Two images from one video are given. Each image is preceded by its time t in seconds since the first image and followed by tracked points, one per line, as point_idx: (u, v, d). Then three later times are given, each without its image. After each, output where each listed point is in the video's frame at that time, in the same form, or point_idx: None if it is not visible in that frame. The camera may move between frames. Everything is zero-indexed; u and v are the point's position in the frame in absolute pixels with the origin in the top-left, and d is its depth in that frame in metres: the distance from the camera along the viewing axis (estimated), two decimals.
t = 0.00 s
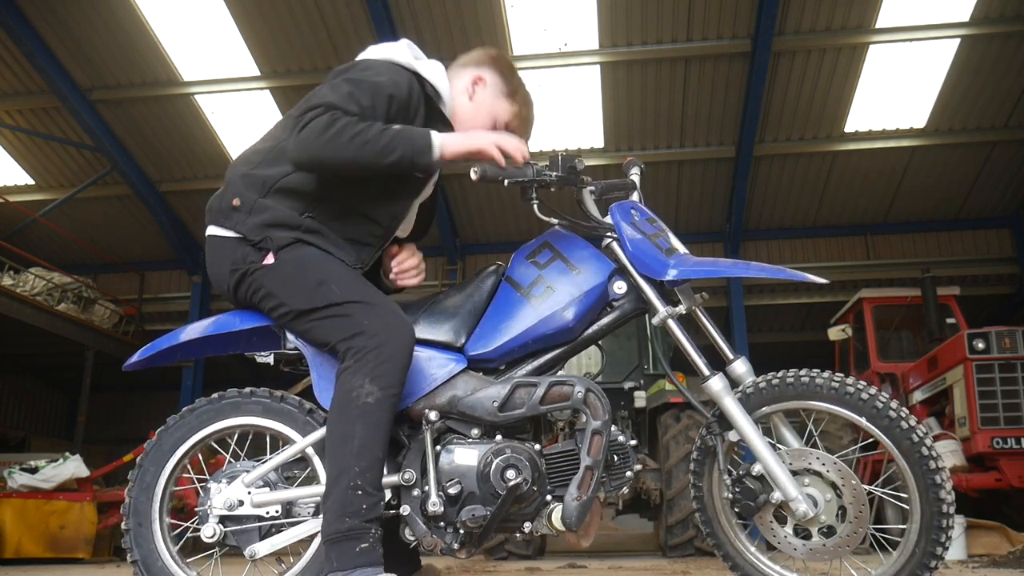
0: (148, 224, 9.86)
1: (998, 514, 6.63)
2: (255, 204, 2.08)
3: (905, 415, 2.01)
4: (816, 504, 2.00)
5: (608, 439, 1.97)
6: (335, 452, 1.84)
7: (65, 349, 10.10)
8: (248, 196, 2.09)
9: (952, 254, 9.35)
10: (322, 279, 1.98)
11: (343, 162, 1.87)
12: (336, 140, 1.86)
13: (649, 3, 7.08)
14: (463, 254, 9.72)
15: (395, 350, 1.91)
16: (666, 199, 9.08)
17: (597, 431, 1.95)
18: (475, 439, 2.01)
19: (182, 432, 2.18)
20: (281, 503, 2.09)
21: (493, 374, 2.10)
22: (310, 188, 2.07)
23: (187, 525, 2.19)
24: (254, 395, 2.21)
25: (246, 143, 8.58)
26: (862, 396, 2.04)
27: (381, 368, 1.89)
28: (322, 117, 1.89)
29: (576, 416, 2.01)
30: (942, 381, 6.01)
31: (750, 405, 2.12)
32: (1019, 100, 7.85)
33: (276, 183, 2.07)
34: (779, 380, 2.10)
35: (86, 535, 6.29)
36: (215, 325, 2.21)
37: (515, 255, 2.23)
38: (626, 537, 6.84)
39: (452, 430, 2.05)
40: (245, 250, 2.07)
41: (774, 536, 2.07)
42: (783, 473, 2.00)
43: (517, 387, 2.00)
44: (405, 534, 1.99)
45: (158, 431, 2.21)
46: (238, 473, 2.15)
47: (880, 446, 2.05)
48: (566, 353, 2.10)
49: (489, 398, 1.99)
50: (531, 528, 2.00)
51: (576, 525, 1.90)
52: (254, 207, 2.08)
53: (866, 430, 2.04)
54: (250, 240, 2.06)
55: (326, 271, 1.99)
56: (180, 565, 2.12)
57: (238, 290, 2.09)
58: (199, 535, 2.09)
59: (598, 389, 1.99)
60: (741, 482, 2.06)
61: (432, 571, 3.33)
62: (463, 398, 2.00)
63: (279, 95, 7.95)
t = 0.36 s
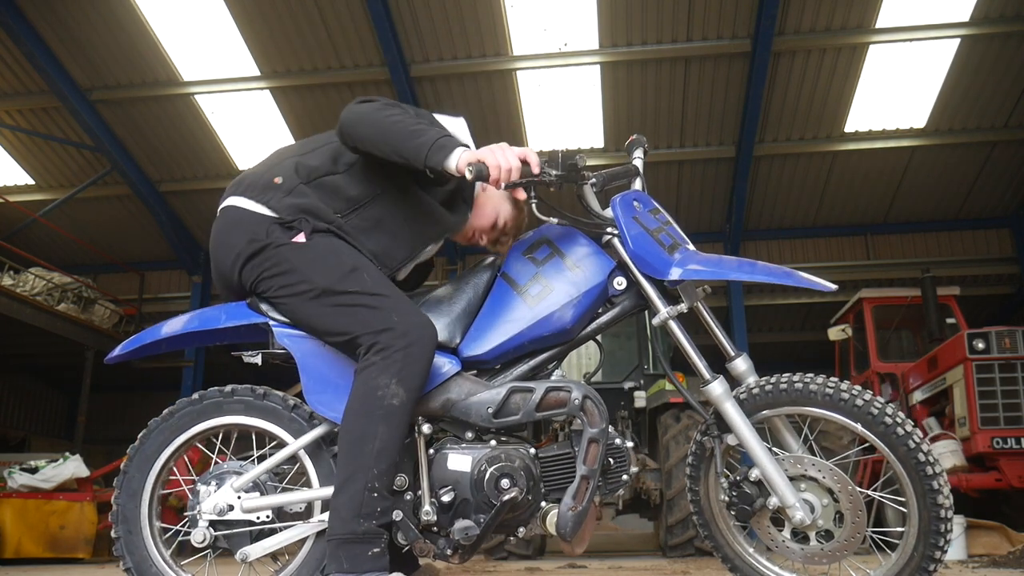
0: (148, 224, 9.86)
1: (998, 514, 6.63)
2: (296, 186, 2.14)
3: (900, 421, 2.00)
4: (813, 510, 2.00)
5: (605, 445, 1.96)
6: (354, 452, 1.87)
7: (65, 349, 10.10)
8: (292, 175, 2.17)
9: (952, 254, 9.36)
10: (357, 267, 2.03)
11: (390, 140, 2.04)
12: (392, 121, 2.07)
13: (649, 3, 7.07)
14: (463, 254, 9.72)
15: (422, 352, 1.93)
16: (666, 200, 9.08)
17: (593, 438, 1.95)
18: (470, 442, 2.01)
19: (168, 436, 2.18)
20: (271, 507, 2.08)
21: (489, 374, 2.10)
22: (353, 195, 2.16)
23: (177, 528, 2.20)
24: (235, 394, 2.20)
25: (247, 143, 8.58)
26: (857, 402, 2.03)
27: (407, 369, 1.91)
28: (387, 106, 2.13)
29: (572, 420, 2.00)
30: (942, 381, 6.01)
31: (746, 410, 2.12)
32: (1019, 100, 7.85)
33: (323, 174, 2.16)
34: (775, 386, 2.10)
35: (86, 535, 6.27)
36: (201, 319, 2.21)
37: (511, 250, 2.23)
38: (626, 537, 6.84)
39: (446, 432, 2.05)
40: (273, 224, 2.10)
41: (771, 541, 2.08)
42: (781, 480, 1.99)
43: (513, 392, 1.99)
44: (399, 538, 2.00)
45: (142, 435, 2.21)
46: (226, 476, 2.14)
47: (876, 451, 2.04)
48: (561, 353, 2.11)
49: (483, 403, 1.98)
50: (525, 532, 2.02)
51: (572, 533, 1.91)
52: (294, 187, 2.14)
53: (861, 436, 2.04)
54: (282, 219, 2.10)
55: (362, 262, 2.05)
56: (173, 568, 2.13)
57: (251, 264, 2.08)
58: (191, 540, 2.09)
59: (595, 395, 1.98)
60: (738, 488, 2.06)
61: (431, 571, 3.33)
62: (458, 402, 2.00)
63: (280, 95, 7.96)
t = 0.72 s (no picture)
0: (148, 224, 9.85)
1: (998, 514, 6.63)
2: (308, 183, 2.20)
3: (899, 422, 2.00)
4: (812, 513, 2.00)
5: (604, 446, 1.96)
6: (353, 452, 1.87)
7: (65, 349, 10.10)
8: (306, 173, 2.23)
9: (952, 254, 9.36)
10: (362, 263, 2.04)
11: (403, 137, 2.14)
12: (405, 121, 2.17)
13: (649, 3, 7.07)
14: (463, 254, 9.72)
15: (423, 349, 1.93)
16: (666, 200, 9.09)
17: (593, 440, 1.95)
18: (468, 443, 2.01)
19: (164, 437, 2.17)
20: (269, 509, 2.08)
21: (487, 375, 2.10)
22: (366, 203, 2.22)
23: (175, 529, 2.20)
24: (231, 394, 2.19)
25: (247, 143, 8.58)
26: (856, 404, 2.03)
27: (406, 367, 1.91)
28: (402, 113, 2.23)
29: (571, 421, 2.00)
30: (941, 381, 6.01)
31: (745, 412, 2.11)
32: (1019, 100, 7.85)
33: (336, 178, 2.24)
34: (773, 389, 2.10)
35: (85, 534, 6.24)
36: (196, 319, 2.21)
37: (511, 250, 2.23)
38: (625, 537, 6.84)
39: (445, 432, 2.05)
40: (280, 217, 2.12)
41: (770, 542, 2.08)
42: (780, 481, 1.99)
43: (513, 393, 1.99)
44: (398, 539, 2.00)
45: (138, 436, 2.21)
46: (223, 476, 2.14)
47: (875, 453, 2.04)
48: (559, 353, 2.11)
49: (482, 404, 1.98)
50: (524, 533, 2.02)
51: (571, 535, 1.91)
52: (306, 184, 2.20)
53: (859, 437, 2.04)
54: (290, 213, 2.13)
55: (366, 259, 2.07)
56: (171, 570, 2.13)
57: (253, 255, 2.09)
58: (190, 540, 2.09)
59: (594, 396, 1.98)
60: (734, 490, 2.06)
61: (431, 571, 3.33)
62: (458, 403, 1.99)
63: (280, 95, 7.96)
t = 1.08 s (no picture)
0: (148, 224, 9.86)
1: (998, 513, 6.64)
2: (312, 183, 2.24)
3: (899, 422, 2.00)
4: (812, 514, 2.00)
5: (604, 447, 1.96)
6: (352, 452, 1.87)
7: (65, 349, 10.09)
8: (310, 172, 2.28)
9: (952, 254, 9.36)
10: (363, 262, 2.04)
11: (400, 140, 2.14)
12: (402, 125, 2.17)
13: (649, 3, 7.07)
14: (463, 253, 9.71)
15: (423, 348, 1.93)
16: (666, 200, 9.09)
17: (593, 441, 1.95)
18: (468, 443, 2.01)
19: (164, 438, 2.17)
20: (269, 509, 2.08)
21: (488, 374, 2.10)
22: (366, 206, 2.23)
23: (175, 529, 2.20)
24: (230, 395, 2.19)
25: (247, 143, 8.58)
26: (855, 404, 2.02)
27: (405, 367, 1.90)
28: (399, 116, 2.24)
29: (571, 421, 2.00)
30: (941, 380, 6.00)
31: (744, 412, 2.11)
32: (1019, 100, 7.84)
33: (337, 181, 2.26)
34: (773, 390, 2.10)
35: (86, 535, 6.23)
36: (196, 319, 2.22)
37: (511, 250, 2.23)
38: (625, 537, 6.84)
39: (444, 432, 2.05)
40: (282, 216, 2.14)
41: (770, 543, 2.08)
42: (780, 481, 1.99)
43: (513, 393, 1.99)
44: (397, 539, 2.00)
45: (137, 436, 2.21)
46: (223, 476, 2.14)
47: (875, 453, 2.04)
48: (559, 353, 2.11)
49: (483, 404, 1.98)
50: (524, 533, 2.02)
51: (571, 535, 1.91)
52: (310, 184, 2.24)
53: (859, 438, 2.04)
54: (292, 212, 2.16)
55: (366, 259, 2.06)
56: (171, 570, 2.13)
57: (252, 252, 2.10)
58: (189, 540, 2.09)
59: (594, 396, 1.98)
60: (734, 491, 2.06)
61: (431, 572, 3.32)
62: (458, 403, 1.99)
63: (280, 95, 7.96)
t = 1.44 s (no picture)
0: (148, 224, 9.85)
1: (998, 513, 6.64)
2: (324, 168, 2.25)
3: (892, 419, 2.00)
4: (810, 512, 1.99)
5: (602, 444, 1.95)
6: (349, 452, 1.86)
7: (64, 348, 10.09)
8: (324, 157, 2.29)
9: (952, 254, 9.36)
10: (367, 262, 2.04)
11: (399, 130, 2.13)
12: (401, 113, 2.16)
13: (649, 3, 7.07)
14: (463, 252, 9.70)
15: (419, 352, 1.93)
16: (666, 200, 9.08)
17: (590, 438, 1.94)
18: (466, 440, 2.00)
19: (161, 438, 2.17)
20: (266, 507, 2.07)
21: (486, 371, 2.10)
22: (373, 195, 2.24)
23: (173, 529, 2.20)
24: (227, 394, 2.19)
25: (247, 143, 8.57)
26: (848, 401, 2.02)
27: (402, 370, 1.90)
28: (397, 100, 2.23)
29: (569, 418, 1.99)
30: (942, 381, 6.00)
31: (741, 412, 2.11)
32: (1019, 100, 7.84)
33: (347, 168, 2.26)
34: (769, 388, 2.09)
35: (86, 535, 6.22)
36: (197, 312, 2.24)
37: (510, 248, 2.22)
38: (626, 537, 6.83)
39: (442, 429, 2.04)
40: (293, 199, 2.15)
41: (769, 543, 2.07)
42: (777, 480, 1.98)
43: (511, 390, 1.98)
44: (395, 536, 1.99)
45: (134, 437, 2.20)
46: (220, 476, 2.13)
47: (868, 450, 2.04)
48: (557, 352, 2.10)
49: (480, 401, 1.97)
50: (521, 530, 2.01)
51: (567, 532, 1.90)
52: (323, 168, 2.25)
53: (853, 435, 2.03)
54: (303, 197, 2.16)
55: (370, 258, 2.06)
56: (169, 571, 2.13)
57: (259, 236, 2.10)
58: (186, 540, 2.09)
59: (592, 394, 1.97)
60: (732, 491, 2.05)
61: (431, 571, 3.32)
62: (455, 400, 1.98)
63: (280, 95, 7.95)
